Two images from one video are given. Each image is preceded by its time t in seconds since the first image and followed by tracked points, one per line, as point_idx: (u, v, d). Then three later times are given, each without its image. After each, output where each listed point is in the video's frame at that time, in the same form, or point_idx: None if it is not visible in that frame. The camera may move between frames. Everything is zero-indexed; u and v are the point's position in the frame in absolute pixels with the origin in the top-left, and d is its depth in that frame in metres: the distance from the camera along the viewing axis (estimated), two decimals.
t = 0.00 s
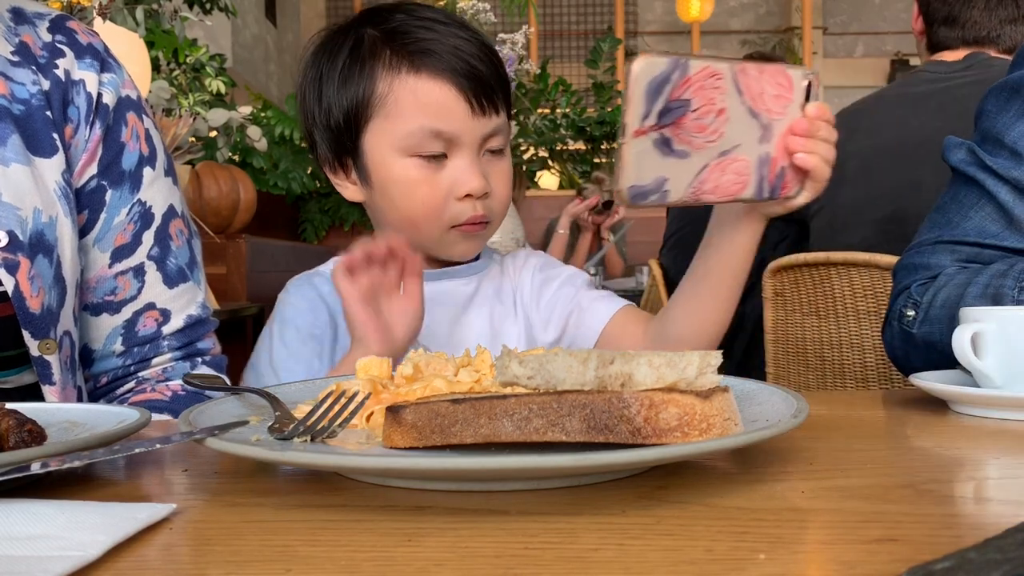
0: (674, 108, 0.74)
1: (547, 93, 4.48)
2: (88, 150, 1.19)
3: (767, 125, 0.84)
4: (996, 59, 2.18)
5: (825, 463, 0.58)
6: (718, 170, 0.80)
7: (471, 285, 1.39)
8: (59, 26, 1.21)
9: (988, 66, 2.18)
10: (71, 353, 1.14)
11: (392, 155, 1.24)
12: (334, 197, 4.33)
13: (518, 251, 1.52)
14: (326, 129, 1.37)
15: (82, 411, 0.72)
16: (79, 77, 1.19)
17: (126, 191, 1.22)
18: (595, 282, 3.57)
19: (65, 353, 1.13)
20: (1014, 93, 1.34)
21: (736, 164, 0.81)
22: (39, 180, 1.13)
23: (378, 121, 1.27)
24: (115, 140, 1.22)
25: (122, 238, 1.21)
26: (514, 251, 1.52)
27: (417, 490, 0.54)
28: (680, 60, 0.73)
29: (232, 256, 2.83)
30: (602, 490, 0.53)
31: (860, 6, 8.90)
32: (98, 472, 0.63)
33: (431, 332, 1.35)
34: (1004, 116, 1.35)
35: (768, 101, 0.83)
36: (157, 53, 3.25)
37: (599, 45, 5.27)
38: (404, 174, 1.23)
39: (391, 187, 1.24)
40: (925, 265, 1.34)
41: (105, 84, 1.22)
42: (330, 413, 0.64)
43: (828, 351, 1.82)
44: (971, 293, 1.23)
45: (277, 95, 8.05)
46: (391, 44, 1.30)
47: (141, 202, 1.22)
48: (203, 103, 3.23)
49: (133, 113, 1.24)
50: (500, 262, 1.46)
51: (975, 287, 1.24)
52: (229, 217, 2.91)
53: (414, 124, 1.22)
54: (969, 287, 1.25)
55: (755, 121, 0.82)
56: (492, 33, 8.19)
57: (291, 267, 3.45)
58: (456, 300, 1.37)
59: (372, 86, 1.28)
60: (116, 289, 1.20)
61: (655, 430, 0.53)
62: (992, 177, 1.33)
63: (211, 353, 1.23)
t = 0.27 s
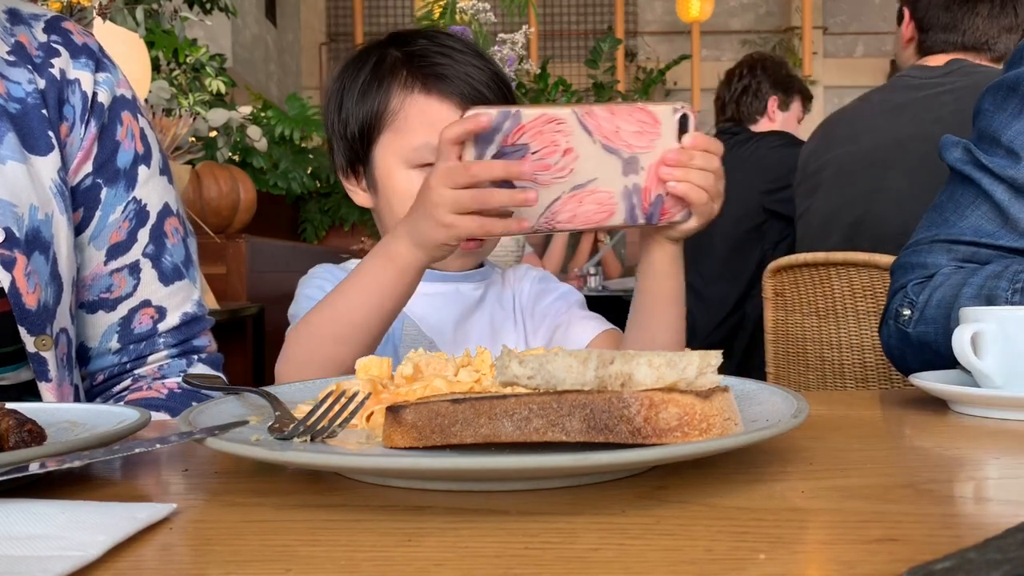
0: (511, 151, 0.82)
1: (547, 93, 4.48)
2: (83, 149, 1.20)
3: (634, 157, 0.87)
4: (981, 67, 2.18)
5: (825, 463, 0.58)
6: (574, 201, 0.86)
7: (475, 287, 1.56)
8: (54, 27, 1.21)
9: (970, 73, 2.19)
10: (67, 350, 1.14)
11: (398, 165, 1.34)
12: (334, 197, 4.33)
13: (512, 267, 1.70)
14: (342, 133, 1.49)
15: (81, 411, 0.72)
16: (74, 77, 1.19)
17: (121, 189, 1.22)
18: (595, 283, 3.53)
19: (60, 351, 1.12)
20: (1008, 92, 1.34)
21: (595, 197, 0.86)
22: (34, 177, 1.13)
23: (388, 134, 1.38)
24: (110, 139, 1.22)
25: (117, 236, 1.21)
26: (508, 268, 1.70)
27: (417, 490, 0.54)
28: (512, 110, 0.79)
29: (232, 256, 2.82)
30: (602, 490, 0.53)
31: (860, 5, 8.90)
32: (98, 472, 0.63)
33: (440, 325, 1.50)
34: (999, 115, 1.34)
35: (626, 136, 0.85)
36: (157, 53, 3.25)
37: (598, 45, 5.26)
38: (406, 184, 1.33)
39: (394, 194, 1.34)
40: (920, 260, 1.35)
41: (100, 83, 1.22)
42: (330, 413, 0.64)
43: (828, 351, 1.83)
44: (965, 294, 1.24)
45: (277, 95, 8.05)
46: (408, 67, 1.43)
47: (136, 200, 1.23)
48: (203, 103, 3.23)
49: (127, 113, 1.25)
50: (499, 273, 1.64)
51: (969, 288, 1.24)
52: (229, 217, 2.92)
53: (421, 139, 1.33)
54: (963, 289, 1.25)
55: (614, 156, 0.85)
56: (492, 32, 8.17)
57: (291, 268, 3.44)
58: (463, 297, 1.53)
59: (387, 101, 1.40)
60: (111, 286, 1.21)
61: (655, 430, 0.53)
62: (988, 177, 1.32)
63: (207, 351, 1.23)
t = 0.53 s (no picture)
0: (440, 157, 1.00)
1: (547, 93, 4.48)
2: (83, 149, 1.20)
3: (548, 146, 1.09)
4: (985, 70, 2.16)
5: (825, 463, 0.58)
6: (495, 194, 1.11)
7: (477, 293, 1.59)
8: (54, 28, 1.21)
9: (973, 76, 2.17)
10: (66, 349, 1.14)
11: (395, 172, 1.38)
12: (334, 197, 4.33)
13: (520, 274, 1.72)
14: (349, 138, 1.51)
15: (81, 411, 0.72)
16: (74, 78, 1.19)
17: (120, 189, 1.22)
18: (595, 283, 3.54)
19: (60, 349, 1.12)
20: (1006, 90, 1.34)
21: (514, 186, 1.11)
22: (34, 176, 1.13)
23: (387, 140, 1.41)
24: (110, 139, 1.22)
25: (116, 235, 1.21)
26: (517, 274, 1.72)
27: (417, 490, 0.54)
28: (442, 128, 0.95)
29: (232, 256, 2.82)
30: (602, 490, 0.53)
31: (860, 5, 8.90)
32: (98, 472, 0.63)
33: (440, 327, 1.53)
34: (997, 114, 1.34)
35: (542, 130, 1.05)
36: (157, 53, 3.25)
37: (598, 45, 5.26)
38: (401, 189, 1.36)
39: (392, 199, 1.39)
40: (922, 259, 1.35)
41: (99, 84, 1.22)
42: (330, 413, 0.64)
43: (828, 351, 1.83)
44: (967, 294, 1.24)
45: (277, 95, 8.04)
46: (410, 72, 1.44)
47: (135, 199, 1.23)
48: (202, 103, 3.22)
49: (126, 114, 1.25)
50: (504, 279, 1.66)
51: (971, 289, 1.24)
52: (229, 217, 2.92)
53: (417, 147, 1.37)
54: (965, 290, 1.25)
55: (531, 149, 1.07)
56: (492, 32, 8.23)
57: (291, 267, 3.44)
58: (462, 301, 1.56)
59: (387, 107, 1.43)
60: (110, 286, 1.20)
61: (655, 430, 0.53)
62: (987, 174, 1.32)
63: (206, 350, 1.23)
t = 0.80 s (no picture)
0: (416, 168, 1.02)
1: (547, 93, 4.48)
2: (85, 149, 1.20)
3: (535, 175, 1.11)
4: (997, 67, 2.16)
5: (826, 463, 0.58)
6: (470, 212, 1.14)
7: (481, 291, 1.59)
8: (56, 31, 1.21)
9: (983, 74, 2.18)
10: (67, 348, 1.14)
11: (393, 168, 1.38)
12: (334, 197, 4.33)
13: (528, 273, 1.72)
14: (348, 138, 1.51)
15: (81, 411, 0.72)
16: (76, 80, 1.20)
17: (121, 190, 1.22)
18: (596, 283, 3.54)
19: (61, 348, 1.12)
20: (990, 90, 1.38)
21: (491, 206, 1.14)
22: (36, 175, 1.13)
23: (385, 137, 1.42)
24: (111, 140, 1.22)
25: (117, 235, 1.21)
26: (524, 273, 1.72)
27: (416, 490, 0.54)
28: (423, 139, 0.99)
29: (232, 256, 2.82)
30: (602, 490, 0.53)
31: (861, 5, 8.89)
32: (97, 472, 0.63)
33: (444, 326, 1.52)
34: (981, 112, 1.38)
35: (528, 158, 1.08)
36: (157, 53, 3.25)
37: (598, 45, 5.26)
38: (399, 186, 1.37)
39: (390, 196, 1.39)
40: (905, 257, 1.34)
41: (101, 86, 1.23)
42: (330, 413, 0.64)
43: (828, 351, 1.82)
44: (948, 295, 1.22)
45: (277, 95, 8.04)
46: (405, 67, 1.44)
47: (136, 200, 1.23)
48: (202, 103, 3.22)
49: (128, 116, 1.25)
50: (510, 277, 1.66)
51: (951, 290, 1.23)
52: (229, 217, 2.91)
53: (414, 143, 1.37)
54: (944, 292, 1.23)
55: (515, 173, 1.09)
56: (491, 32, 8.20)
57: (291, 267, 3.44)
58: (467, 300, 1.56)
59: (384, 103, 1.43)
60: (111, 285, 1.20)
61: (655, 430, 0.53)
62: (971, 171, 1.34)
63: (206, 351, 1.23)
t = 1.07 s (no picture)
0: (427, 195, 1.03)
1: (546, 92, 4.48)
2: (101, 156, 1.20)
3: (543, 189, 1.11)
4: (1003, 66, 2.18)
5: (827, 463, 0.58)
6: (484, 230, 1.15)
7: (485, 290, 1.58)
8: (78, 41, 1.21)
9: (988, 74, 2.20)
10: (77, 349, 1.14)
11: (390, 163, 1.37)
12: (334, 198, 4.33)
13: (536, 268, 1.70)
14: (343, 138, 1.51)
15: (82, 411, 0.72)
16: (95, 88, 1.20)
17: (136, 197, 1.22)
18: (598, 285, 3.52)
19: (70, 349, 1.13)
20: (970, 94, 1.38)
21: (502, 224, 1.16)
22: (52, 179, 1.13)
23: (381, 133, 1.41)
24: (127, 148, 1.22)
25: (131, 241, 1.21)
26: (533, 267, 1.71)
27: (416, 490, 0.54)
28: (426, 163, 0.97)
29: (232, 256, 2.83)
30: (602, 490, 0.53)
31: (861, 5, 8.89)
32: (98, 472, 0.63)
33: (445, 326, 1.53)
34: (963, 116, 1.38)
35: (535, 173, 1.07)
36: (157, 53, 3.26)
37: (598, 45, 5.25)
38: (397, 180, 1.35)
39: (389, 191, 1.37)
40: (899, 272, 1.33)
41: (119, 95, 1.23)
42: (330, 413, 0.64)
43: (828, 351, 1.83)
44: (943, 320, 1.22)
45: (277, 95, 8.04)
46: (399, 63, 1.44)
47: (150, 207, 1.23)
48: (202, 103, 3.22)
49: (145, 124, 1.25)
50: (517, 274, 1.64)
51: (948, 316, 1.22)
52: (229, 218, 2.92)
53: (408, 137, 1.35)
54: (940, 315, 1.23)
55: (523, 189, 1.09)
56: (491, 31, 8.15)
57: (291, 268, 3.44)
58: (470, 300, 1.56)
59: (378, 99, 1.42)
60: (123, 290, 1.20)
61: (655, 430, 0.53)
62: (955, 173, 1.34)
63: (213, 357, 1.23)
